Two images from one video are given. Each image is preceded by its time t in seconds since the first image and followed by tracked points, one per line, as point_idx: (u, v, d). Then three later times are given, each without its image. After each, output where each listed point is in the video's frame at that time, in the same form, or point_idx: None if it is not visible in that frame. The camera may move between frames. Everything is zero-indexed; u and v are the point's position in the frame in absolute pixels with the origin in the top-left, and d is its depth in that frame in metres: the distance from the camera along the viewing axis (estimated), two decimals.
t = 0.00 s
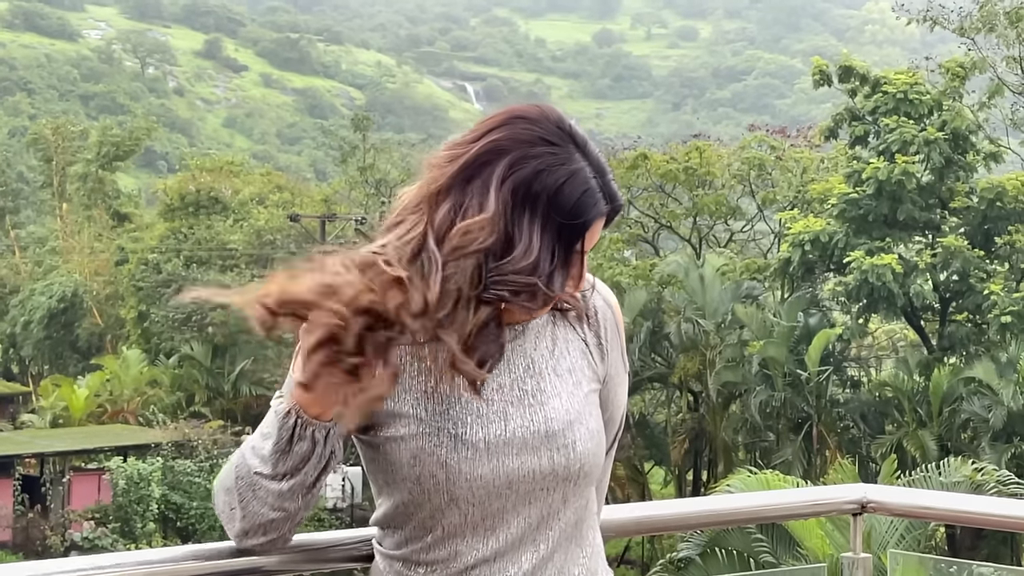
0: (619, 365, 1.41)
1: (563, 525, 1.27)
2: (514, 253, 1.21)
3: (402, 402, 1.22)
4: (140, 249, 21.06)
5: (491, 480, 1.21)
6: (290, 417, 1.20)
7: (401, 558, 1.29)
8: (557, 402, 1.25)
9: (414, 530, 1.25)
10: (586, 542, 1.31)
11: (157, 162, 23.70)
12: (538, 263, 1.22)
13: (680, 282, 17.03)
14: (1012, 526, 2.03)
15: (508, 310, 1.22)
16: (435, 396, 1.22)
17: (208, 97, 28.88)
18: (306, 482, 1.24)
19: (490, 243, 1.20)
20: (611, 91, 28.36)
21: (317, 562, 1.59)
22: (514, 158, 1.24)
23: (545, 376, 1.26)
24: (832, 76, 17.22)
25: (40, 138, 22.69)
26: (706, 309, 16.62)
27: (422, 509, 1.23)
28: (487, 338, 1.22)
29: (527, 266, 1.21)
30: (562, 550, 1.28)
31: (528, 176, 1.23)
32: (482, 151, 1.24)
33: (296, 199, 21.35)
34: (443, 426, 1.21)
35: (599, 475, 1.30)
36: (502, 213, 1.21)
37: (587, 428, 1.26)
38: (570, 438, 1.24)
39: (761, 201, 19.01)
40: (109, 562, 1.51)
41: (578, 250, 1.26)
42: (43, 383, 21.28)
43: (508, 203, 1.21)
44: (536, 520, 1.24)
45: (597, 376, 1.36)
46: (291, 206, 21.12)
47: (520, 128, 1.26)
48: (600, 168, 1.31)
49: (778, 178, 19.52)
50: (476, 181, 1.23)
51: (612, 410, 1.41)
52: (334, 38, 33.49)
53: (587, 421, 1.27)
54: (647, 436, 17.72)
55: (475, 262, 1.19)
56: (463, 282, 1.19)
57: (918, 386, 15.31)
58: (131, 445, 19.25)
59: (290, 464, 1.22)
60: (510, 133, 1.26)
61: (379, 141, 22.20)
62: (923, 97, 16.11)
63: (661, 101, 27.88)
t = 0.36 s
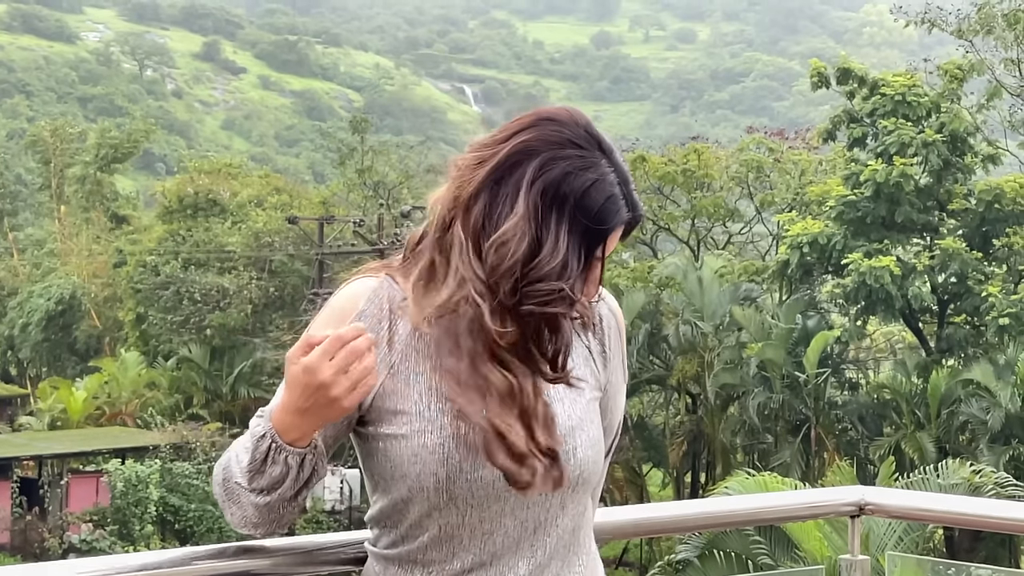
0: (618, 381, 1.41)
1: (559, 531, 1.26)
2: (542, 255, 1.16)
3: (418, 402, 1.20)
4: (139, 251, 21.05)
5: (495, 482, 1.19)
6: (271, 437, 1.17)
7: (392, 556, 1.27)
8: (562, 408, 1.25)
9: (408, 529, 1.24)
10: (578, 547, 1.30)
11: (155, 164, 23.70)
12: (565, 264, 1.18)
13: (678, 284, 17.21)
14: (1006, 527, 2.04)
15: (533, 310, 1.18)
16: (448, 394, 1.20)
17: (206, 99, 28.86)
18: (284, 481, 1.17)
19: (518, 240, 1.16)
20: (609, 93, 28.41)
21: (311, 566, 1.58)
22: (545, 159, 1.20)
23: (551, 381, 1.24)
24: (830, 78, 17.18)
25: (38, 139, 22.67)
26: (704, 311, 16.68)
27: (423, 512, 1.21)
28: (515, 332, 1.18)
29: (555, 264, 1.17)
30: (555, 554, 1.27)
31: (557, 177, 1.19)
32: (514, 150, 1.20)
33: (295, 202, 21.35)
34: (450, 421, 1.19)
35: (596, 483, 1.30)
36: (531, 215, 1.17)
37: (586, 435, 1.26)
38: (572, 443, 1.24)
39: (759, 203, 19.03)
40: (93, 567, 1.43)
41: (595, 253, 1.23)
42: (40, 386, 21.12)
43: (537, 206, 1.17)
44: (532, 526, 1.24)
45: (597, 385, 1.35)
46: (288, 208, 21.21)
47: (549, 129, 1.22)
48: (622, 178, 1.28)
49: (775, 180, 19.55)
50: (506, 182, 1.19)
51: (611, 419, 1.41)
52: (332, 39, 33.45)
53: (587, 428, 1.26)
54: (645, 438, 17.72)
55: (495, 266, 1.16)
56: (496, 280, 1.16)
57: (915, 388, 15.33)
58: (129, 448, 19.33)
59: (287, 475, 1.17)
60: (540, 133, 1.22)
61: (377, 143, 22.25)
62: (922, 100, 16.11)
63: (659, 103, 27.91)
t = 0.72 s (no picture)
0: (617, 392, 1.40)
1: (551, 534, 1.26)
2: (553, 249, 1.19)
3: (417, 393, 1.22)
4: (137, 251, 21.05)
5: (492, 476, 1.20)
6: (230, 459, 1.18)
7: (383, 554, 1.27)
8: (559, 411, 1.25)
9: (396, 529, 1.23)
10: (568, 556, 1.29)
11: (154, 164, 23.73)
12: (580, 255, 1.20)
13: (677, 283, 17.27)
14: (1005, 526, 2.03)
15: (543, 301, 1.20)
16: (450, 385, 1.22)
17: (204, 99, 28.84)
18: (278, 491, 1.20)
19: (533, 235, 1.19)
20: (608, 93, 28.41)
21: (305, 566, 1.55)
22: (565, 157, 1.22)
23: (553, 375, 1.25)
24: (829, 78, 17.14)
25: (37, 140, 22.72)
26: (703, 311, 16.71)
27: (414, 510, 1.20)
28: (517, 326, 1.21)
29: (566, 256, 1.19)
30: (547, 555, 1.27)
31: (578, 175, 1.22)
32: (534, 148, 1.23)
33: (293, 202, 21.37)
34: (448, 414, 1.20)
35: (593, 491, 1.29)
36: (548, 210, 1.20)
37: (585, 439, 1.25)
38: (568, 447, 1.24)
39: (758, 202, 19.02)
40: (92, 567, 1.42)
41: (608, 255, 1.24)
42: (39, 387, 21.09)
43: (555, 202, 1.20)
44: (525, 526, 1.23)
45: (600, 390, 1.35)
46: (287, 208, 21.20)
47: (571, 129, 1.24)
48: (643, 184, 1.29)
49: (774, 179, 19.56)
50: (525, 178, 1.22)
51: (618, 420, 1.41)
52: (331, 40, 33.41)
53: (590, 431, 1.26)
54: (645, 437, 17.72)
55: (506, 258, 1.19)
56: (506, 274, 1.20)
57: (915, 387, 15.35)
58: (128, 448, 19.24)
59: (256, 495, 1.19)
60: (563, 132, 1.24)
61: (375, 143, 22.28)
62: (920, 99, 16.11)
63: (658, 102, 27.90)
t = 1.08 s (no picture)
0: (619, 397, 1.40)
1: (551, 536, 1.26)
2: (560, 245, 1.22)
3: (420, 387, 1.22)
4: (138, 251, 21.11)
5: (495, 473, 1.21)
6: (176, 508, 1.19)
7: (380, 554, 1.28)
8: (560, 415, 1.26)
9: (395, 527, 1.24)
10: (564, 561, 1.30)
11: (154, 165, 23.73)
12: (591, 250, 1.23)
13: (677, 284, 17.30)
14: (1004, 526, 2.04)
15: (548, 297, 1.22)
16: (453, 386, 1.23)
17: (205, 99, 28.77)
18: (256, 494, 1.22)
19: (543, 232, 1.22)
20: (609, 92, 28.41)
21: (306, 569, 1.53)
22: (577, 154, 1.24)
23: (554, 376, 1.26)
24: (829, 77, 17.12)
25: (38, 140, 22.71)
26: (703, 310, 16.70)
27: (414, 510, 1.21)
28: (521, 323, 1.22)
29: (575, 250, 1.22)
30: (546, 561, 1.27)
31: (589, 172, 1.24)
32: (547, 145, 1.24)
33: (294, 202, 21.40)
34: (450, 411, 1.21)
35: (592, 495, 1.30)
36: (558, 205, 1.22)
37: (585, 441, 1.27)
38: (567, 449, 1.24)
39: (758, 202, 19.02)
40: (88, 568, 1.41)
41: (618, 254, 1.25)
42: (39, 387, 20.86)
43: (568, 196, 1.22)
44: (523, 528, 1.24)
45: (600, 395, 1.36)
46: (287, 208, 21.22)
47: (584, 127, 1.26)
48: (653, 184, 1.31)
49: (774, 179, 19.58)
50: (538, 173, 1.24)
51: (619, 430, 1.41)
52: (331, 40, 33.40)
53: (590, 434, 1.27)
54: (645, 437, 17.71)
55: (516, 255, 1.21)
56: (512, 268, 1.22)
57: (915, 387, 15.37)
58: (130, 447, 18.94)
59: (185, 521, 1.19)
60: (574, 129, 1.26)
61: (375, 143, 22.35)
62: (920, 98, 16.13)
63: (658, 101, 27.88)
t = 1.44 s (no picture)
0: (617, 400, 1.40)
1: (552, 537, 1.27)
2: (565, 245, 1.21)
3: (423, 389, 1.22)
4: (138, 253, 21.09)
5: (498, 476, 1.21)
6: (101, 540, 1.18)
7: (380, 552, 1.28)
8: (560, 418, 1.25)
9: (396, 528, 1.24)
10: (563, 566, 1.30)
11: (155, 167, 23.66)
12: (598, 253, 1.22)
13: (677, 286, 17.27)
14: (1003, 527, 2.04)
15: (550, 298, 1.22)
16: (455, 385, 1.23)
17: (205, 101, 28.72)
18: (230, 513, 1.23)
19: (547, 234, 1.21)
20: (609, 94, 28.40)
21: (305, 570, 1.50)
22: (582, 153, 1.24)
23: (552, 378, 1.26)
24: (829, 78, 17.11)
25: (39, 142, 22.64)
26: (704, 312, 16.68)
27: (418, 512, 1.21)
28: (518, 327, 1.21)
29: (580, 249, 1.21)
30: (545, 560, 1.28)
31: (594, 169, 1.23)
32: (550, 144, 1.24)
33: (295, 204, 21.39)
34: (454, 411, 1.21)
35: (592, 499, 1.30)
36: (561, 207, 1.21)
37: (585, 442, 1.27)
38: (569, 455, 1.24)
39: (759, 203, 19.01)
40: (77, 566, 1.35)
41: (624, 258, 1.25)
42: (40, 390, 21.12)
43: (572, 195, 1.22)
44: (525, 528, 1.24)
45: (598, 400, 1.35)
46: (288, 210, 21.28)
47: (588, 125, 1.26)
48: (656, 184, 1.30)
49: (775, 180, 19.57)
50: (541, 172, 1.23)
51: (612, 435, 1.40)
52: (331, 42, 33.39)
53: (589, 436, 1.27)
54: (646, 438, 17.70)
55: (517, 258, 1.20)
56: (510, 269, 1.20)
57: (916, 388, 15.45)
58: (130, 450, 19.18)
59: (135, 558, 1.21)
60: (578, 128, 1.26)
61: (376, 145, 22.45)
62: (920, 99, 16.15)
63: (658, 103, 27.89)
